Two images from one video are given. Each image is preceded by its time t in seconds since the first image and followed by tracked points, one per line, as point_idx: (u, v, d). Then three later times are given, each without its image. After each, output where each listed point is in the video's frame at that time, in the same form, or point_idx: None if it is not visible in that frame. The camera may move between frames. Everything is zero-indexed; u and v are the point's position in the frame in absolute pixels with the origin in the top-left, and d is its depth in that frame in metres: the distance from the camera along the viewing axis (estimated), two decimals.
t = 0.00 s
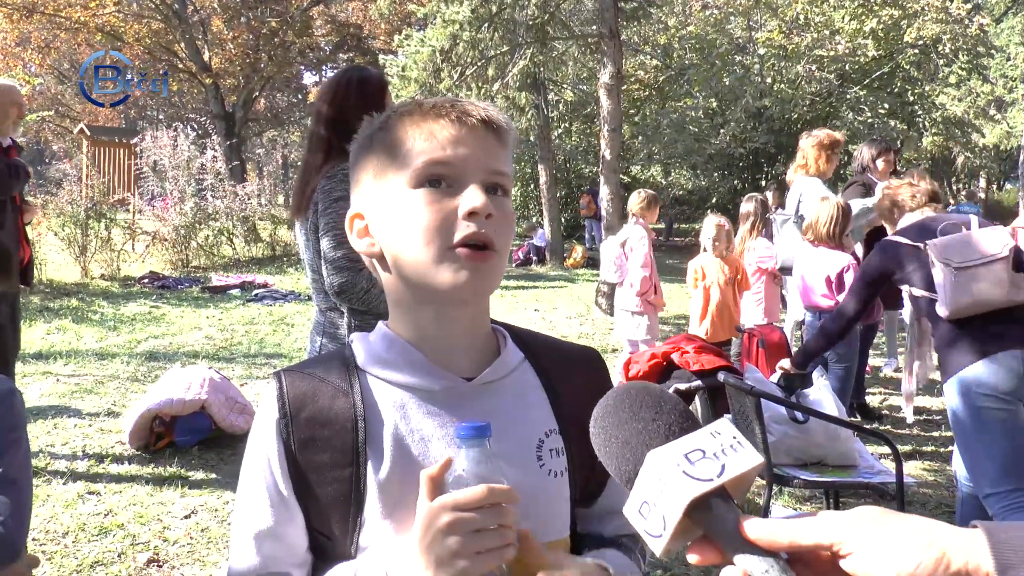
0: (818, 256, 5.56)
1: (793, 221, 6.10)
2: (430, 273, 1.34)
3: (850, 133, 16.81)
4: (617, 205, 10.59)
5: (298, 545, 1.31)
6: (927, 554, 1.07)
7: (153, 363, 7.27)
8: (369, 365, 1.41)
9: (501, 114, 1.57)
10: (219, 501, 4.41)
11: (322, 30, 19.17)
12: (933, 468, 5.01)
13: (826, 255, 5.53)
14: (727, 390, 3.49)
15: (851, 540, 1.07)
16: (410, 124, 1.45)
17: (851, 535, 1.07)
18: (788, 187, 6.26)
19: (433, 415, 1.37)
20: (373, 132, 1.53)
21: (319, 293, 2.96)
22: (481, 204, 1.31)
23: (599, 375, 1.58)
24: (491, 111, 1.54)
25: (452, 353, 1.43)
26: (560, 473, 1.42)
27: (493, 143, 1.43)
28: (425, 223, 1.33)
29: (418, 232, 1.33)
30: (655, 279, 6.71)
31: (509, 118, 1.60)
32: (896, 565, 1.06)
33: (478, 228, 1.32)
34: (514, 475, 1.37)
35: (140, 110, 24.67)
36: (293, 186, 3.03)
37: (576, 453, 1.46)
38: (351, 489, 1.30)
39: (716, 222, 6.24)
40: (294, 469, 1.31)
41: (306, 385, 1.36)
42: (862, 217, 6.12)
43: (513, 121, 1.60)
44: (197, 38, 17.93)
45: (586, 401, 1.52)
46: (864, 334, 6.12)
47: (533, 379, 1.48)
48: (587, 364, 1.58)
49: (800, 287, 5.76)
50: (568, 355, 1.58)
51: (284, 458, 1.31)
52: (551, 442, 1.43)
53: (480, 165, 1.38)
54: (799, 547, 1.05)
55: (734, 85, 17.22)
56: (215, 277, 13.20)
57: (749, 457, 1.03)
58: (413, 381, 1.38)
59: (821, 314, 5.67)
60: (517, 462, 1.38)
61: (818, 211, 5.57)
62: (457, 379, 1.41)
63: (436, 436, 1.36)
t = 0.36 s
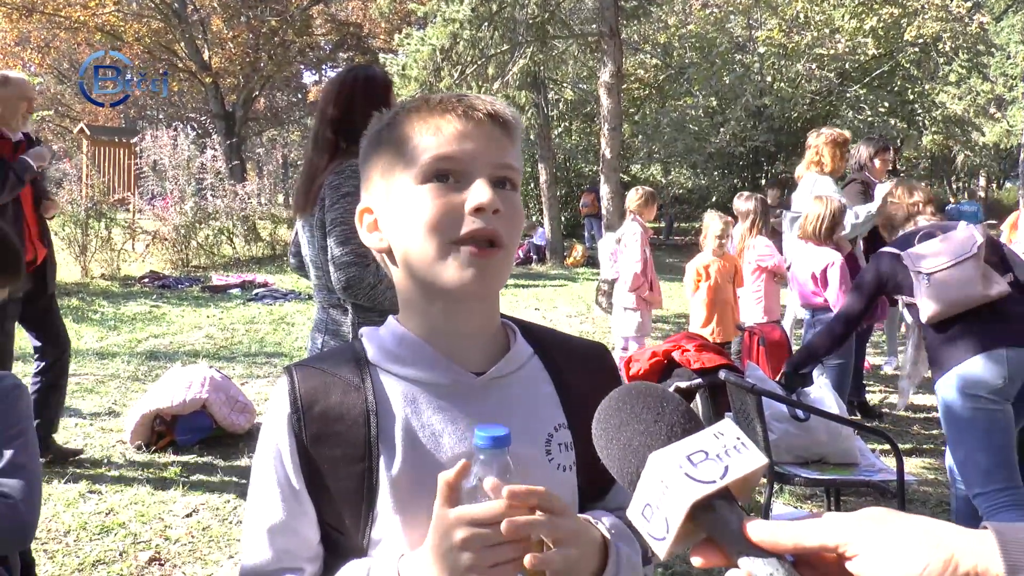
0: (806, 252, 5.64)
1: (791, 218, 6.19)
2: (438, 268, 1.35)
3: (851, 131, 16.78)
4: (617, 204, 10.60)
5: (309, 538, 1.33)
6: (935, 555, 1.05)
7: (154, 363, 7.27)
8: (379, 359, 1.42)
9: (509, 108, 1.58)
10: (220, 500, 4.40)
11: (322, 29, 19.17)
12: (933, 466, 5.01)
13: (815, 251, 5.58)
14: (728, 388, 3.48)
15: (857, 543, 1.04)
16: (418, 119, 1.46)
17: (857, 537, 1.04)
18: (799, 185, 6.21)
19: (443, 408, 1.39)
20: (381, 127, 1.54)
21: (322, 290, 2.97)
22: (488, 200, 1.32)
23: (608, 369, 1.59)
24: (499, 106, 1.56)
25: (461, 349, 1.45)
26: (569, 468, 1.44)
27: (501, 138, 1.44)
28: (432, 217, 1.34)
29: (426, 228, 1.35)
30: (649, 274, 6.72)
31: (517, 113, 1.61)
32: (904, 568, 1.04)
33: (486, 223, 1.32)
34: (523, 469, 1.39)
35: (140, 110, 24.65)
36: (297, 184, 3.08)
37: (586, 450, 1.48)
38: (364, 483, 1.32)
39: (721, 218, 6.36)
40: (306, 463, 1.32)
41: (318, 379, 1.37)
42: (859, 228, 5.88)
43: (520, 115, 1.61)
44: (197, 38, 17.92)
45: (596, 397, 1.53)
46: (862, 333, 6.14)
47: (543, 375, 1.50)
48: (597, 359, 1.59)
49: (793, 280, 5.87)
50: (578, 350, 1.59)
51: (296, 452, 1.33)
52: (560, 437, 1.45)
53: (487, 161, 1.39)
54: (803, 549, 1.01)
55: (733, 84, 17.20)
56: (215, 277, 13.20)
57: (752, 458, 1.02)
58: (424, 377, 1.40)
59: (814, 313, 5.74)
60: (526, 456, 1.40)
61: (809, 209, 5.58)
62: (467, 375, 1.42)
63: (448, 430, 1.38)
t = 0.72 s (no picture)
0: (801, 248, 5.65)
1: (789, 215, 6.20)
2: (443, 261, 1.36)
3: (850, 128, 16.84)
4: (616, 201, 10.60)
5: (320, 531, 1.33)
6: (934, 552, 1.06)
7: (152, 360, 7.26)
8: (391, 352, 1.44)
9: (516, 103, 1.59)
10: (219, 498, 4.41)
11: (320, 27, 19.18)
12: (932, 463, 5.01)
13: (809, 248, 5.59)
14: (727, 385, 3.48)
15: (857, 542, 1.06)
16: (423, 114, 1.48)
17: (857, 536, 1.06)
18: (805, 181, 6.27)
19: (453, 402, 1.41)
20: (389, 125, 1.57)
21: (321, 287, 2.96)
22: (490, 191, 1.33)
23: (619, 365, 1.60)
24: (506, 100, 1.57)
25: (472, 341, 1.47)
26: (580, 462, 1.46)
27: (507, 130, 1.45)
28: (436, 210, 1.36)
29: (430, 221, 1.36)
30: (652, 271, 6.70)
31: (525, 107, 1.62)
32: (905, 567, 1.05)
33: (489, 215, 1.34)
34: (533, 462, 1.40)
35: (138, 107, 24.60)
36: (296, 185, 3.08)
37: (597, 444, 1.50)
38: (374, 475, 1.33)
39: (718, 216, 6.37)
40: (317, 456, 1.33)
41: (328, 371, 1.39)
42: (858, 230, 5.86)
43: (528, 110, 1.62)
44: (195, 36, 17.91)
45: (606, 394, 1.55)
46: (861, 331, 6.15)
47: (554, 369, 1.52)
48: (611, 355, 1.61)
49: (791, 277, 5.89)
50: (588, 345, 1.61)
51: (307, 444, 1.34)
52: (572, 431, 1.47)
53: (491, 152, 1.40)
54: (804, 547, 1.02)
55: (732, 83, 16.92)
56: (213, 275, 13.18)
57: (753, 456, 1.02)
58: (434, 369, 1.42)
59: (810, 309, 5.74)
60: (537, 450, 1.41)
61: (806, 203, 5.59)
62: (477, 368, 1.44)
63: (458, 423, 1.39)
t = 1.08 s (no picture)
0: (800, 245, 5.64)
1: (787, 213, 6.20)
2: (463, 257, 1.39)
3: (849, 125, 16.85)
4: (615, 198, 10.59)
5: (331, 522, 1.34)
6: (936, 553, 1.08)
7: (150, 358, 7.25)
8: (406, 345, 1.48)
9: (534, 93, 1.60)
10: (217, 495, 4.40)
11: (318, 24, 19.13)
12: (930, 460, 5.01)
13: (807, 246, 5.59)
14: (726, 382, 3.47)
15: (859, 541, 1.05)
16: (441, 108, 1.48)
17: (860, 536, 1.06)
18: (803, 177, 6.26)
19: (468, 395, 1.44)
20: (406, 116, 1.58)
21: (318, 285, 2.96)
22: (510, 190, 1.35)
23: (629, 358, 1.64)
24: (524, 91, 1.57)
25: (487, 334, 1.50)
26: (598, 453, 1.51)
27: (525, 124, 1.46)
28: (454, 210, 1.38)
29: (449, 219, 1.39)
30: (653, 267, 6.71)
31: (543, 96, 1.62)
32: (911, 567, 1.06)
33: (509, 212, 1.36)
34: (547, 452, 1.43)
35: (136, 104, 24.57)
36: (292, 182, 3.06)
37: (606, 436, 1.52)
38: (386, 465, 1.35)
39: (716, 213, 6.43)
40: (329, 448, 1.35)
41: (341, 363, 1.40)
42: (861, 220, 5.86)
43: (547, 99, 1.62)
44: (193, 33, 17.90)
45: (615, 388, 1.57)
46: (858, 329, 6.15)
47: (569, 361, 1.56)
48: (623, 348, 1.64)
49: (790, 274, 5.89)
50: (602, 338, 1.65)
51: (319, 435, 1.35)
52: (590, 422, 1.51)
53: (510, 149, 1.41)
54: (807, 546, 1.01)
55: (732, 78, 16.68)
56: (211, 272, 13.16)
57: (755, 452, 1.01)
58: (451, 361, 1.46)
59: (809, 306, 5.70)
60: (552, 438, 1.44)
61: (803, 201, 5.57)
62: (493, 360, 1.48)
63: (473, 414, 1.43)
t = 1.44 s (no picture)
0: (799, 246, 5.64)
1: (783, 212, 6.19)
2: (487, 254, 1.38)
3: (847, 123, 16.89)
4: (611, 196, 10.59)
5: (344, 527, 1.34)
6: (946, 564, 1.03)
7: (146, 355, 7.24)
8: (421, 345, 1.47)
9: (551, 88, 1.59)
10: (214, 494, 4.39)
11: (315, 22, 19.07)
12: (927, 458, 5.01)
13: (807, 245, 5.59)
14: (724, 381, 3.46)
15: (868, 550, 1.04)
16: (462, 101, 1.47)
17: (867, 545, 1.05)
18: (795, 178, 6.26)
19: (485, 396, 1.43)
20: (422, 107, 1.56)
21: (312, 283, 2.94)
22: (538, 187, 1.34)
23: (641, 355, 1.62)
24: (543, 87, 1.57)
25: (503, 332, 1.49)
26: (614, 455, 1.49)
27: (547, 122, 1.46)
28: (479, 205, 1.37)
29: (473, 214, 1.38)
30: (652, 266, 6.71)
31: (560, 92, 1.62)
32: None
33: (536, 210, 1.35)
34: (563, 454, 1.42)
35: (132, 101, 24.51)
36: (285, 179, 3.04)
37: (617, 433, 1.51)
38: (401, 466, 1.34)
39: (714, 212, 6.43)
40: (342, 452, 1.34)
41: (356, 365, 1.39)
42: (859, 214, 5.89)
43: (563, 96, 1.62)
44: (190, 31, 17.85)
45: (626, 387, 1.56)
46: (854, 325, 6.14)
47: (585, 362, 1.55)
48: (636, 345, 1.63)
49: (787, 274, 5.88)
50: (618, 338, 1.64)
51: (333, 438, 1.34)
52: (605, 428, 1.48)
53: (535, 146, 1.41)
54: (815, 554, 1.02)
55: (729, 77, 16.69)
56: (207, 270, 13.13)
57: (761, 460, 1.00)
58: (469, 361, 1.45)
59: (809, 306, 5.68)
60: (569, 438, 1.44)
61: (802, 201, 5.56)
62: (511, 360, 1.47)
63: (489, 416, 1.42)
